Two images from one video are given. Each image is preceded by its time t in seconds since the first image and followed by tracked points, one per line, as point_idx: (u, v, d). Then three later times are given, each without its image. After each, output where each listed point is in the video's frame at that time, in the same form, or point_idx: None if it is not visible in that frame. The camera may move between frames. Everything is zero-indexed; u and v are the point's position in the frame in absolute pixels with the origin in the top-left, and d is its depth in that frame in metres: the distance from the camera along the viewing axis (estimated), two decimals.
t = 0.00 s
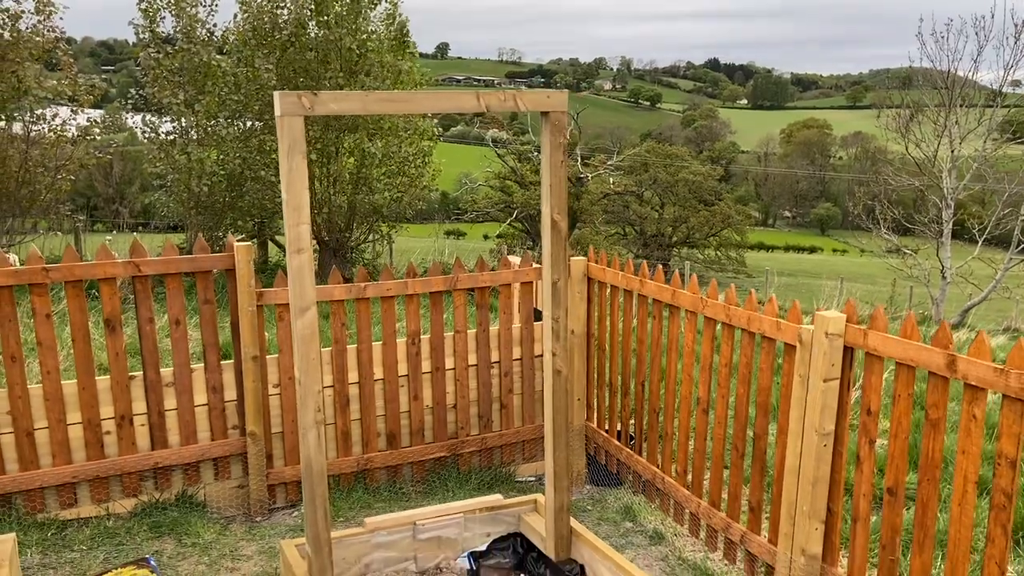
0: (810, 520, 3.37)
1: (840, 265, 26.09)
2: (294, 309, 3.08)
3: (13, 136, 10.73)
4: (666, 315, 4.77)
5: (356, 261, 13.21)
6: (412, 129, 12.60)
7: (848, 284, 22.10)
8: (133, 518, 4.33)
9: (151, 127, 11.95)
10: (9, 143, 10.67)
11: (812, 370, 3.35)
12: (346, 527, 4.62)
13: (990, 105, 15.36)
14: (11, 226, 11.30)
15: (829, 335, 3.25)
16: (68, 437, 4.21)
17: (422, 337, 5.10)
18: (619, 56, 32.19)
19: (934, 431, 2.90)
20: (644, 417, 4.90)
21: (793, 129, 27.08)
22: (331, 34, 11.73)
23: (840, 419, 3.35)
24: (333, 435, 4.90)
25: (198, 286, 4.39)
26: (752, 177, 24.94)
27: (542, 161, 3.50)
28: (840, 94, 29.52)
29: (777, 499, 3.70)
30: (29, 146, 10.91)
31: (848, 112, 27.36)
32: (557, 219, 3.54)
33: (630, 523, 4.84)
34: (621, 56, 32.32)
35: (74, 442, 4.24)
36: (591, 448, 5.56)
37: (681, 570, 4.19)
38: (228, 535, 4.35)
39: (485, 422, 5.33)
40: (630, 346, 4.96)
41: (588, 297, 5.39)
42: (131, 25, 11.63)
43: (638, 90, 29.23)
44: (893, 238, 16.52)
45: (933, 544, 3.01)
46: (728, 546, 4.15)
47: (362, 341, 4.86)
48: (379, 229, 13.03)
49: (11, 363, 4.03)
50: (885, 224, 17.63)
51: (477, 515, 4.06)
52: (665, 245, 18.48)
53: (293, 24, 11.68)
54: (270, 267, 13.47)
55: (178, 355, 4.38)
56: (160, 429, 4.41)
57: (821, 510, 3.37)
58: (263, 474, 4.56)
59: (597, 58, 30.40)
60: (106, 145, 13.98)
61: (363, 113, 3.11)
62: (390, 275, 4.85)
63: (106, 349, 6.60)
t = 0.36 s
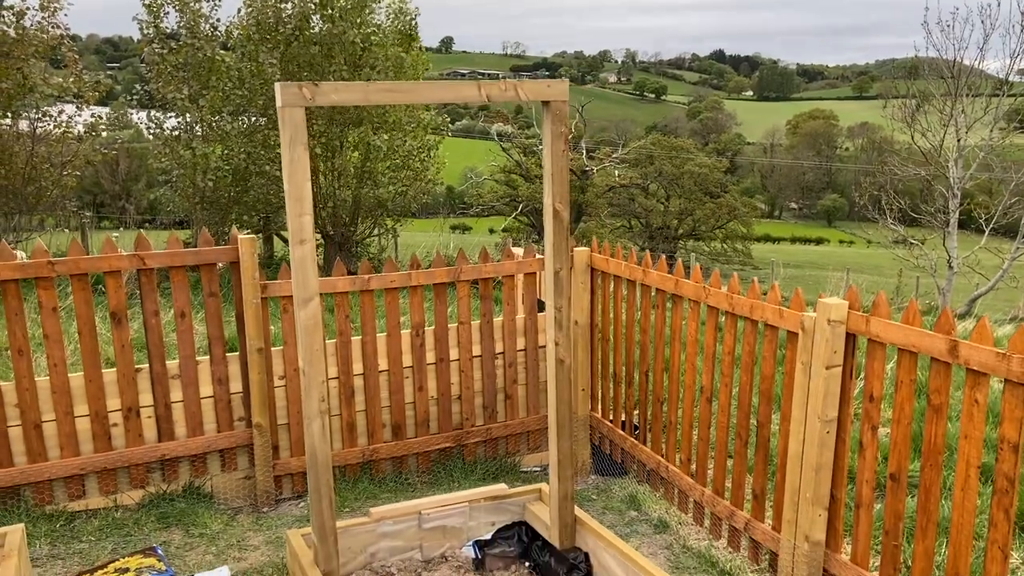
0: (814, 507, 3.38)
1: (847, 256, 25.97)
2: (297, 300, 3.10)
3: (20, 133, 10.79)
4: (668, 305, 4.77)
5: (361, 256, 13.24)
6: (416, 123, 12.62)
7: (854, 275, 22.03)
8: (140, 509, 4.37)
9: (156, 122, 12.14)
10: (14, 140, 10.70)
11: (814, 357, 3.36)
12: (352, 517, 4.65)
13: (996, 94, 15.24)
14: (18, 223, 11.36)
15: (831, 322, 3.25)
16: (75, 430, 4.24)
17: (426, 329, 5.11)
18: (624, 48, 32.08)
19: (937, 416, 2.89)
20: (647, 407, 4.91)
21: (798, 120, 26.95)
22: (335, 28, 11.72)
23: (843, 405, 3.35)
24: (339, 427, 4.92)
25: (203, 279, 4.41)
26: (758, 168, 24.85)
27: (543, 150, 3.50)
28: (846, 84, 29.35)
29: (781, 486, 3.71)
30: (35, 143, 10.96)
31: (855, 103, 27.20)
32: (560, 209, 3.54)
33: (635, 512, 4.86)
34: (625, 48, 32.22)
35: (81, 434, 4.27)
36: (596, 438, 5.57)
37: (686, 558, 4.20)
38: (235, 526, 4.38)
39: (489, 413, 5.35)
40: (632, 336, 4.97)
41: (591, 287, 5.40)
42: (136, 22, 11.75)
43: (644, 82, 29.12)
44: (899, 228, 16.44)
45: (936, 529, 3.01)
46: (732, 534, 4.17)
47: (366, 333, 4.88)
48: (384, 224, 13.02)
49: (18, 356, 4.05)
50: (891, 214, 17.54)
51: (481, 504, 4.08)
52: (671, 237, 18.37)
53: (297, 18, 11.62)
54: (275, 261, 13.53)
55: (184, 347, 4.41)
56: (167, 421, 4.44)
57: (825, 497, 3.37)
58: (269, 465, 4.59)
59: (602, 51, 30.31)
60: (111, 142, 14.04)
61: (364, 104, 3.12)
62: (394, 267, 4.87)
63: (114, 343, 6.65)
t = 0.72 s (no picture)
0: (817, 497, 3.40)
1: (850, 247, 25.92)
2: (302, 295, 3.12)
3: (24, 131, 10.75)
4: (671, 298, 4.78)
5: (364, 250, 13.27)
6: (419, 117, 12.62)
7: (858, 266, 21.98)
8: (148, 504, 4.40)
9: (159, 119, 12.19)
10: (20, 138, 10.67)
11: (816, 348, 3.37)
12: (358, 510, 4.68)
13: (1000, 84, 15.16)
14: (23, 221, 11.40)
15: (832, 313, 3.26)
16: (82, 426, 4.27)
17: (430, 323, 5.13)
18: (627, 40, 31.96)
19: (938, 406, 2.90)
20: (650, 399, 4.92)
21: (802, 111, 26.85)
22: (339, 23, 11.65)
23: (845, 396, 3.36)
24: (344, 421, 4.95)
25: (207, 276, 4.43)
26: (762, 160, 24.77)
27: (544, 144, 3.51)
28: (849, 74, 29.21)
29: (784, 477, 3.73)
30: (39, 141, 10.94)
31: (859, 93, 27.07)
32: (562, 203, 3.55)
33: (639, 503, 4.89)
34: (628, 41, 32.09)
35: (88, 430, 4.30)
36: (600, 430, 5.60)
37: (691, 549, 4.23)
38: (242, 520, 4.40)
39: (493, 406, 5.37)
40: (635, 330, 4.98)
41: (594, 281, 5.41)
42: (138, 18, 11.76)
43: (646, 75, 29.05)
44: (903, 219, 16.38)
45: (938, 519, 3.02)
46: (735, 525, 4.20)
47: (371, 328, 4.90)
48: (387, 218, 13.04)
49: (25, 354, 4.08)
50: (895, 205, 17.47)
51: (487, 497, 4.10)
52: (674, 230, 18.41)
53: (300, 13, 11.56)
54: (278, 257, 13.53)
55: (189, 343, 4.43)
56: (173, 416, 4.47)
57: (827, 487, 3.39)
58: (275, 460, 4.62)
59: (604, 43, 30.20)
60: (115, 139, 14.06)
61: (365, 100, 3.13)
62: (397, 262, 4.89)
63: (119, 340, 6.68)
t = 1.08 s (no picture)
0: (818, 483, 3.41)
1: (855, 237, 25.87)
2: (303, 286, 3.14)
3: (28, 126, 10.83)
4: (673, 288, 4.79)
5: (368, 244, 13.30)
6: (422, 111, 12.59)
7: (862, 256, 21.92)
8: (153, 495, 4.43)
9: (161, 114, 12.27)
10: (23, 135, 10.75)
11: (816, 336, 3.37)
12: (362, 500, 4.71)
13: (1004, 72, 15.07)
14: (28, 216, 11.46)
15: (833, 300, 3.26)
16: (88, 418, 4.30)
17: (432, 314, 5.14)
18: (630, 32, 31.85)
19: (938, 391, 2.91)
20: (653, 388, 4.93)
21: (806, 102, 26.75)
22: (342, 15, 11.63)
23: (846, 383, 3.38)
24: (347, 412, 4.98)
25: (210, 268, 4.46)
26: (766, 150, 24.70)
27: (545, 133, 3.51)
28: (853, 64, 29.06)
29: (785, 464, 3.74)
30: (42, 137, 11.02)
31: (863, 83, 26.92)
32: (562, 192, 3.56)
33: (642, 492, 4.92)
34: (631, 32, 31.99)
35: (94, 422, 4.32)
36: (603, 420, 5.61)
37: (693, 537, 4.25)
38: (247, 510, 4.42)
39: (497, 396, 5.39)
40: (637, 319, 4.99)
41: (596, 271, 5.42)
42: (140, 13, 11.83)
43: (650, 66, 28.94)
44: (907, 208, 16.31)
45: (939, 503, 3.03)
46: (738, 513, 4.22)
47: (373, 319, 4.92)
48: (390, 212, 13.08)
49: (30, 346, 4.10)
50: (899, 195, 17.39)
51: (490, 486, 4.13)
52: (679, 222, 18.32)
53: (302, 6, 11.55)
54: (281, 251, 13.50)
55: (193, 335, 4.46)
56: (178, 408, 4.49)
57: (828, 474, 3.40)
58: (280, 451, 4.64)
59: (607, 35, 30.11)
60: (118, 134, 14.09)
61: (364, 90, 3.13)
62: (399, 254, 4.90)
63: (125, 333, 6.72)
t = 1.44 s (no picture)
0: (816, 477, 3.42)
1: (862, 232, 25.78)
2: (303, 282, 3.15)
3: (34, 125, 10.89)
4: (674, 283, 4.79)
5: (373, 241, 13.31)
6: (426, 108, 12.57)
7: (869, 250, 21.84)
8: (158, 491, 4.46)
9: (167, 111, 12.32)
10: (30, 133, 10.81)
11: (814, 330, 3.38)
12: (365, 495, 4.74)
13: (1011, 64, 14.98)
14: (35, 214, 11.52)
15: (831, 294, 3.27)
16: (92, 414, 4.33)
17: (434, 310, 5.16)
18: (636, 27, 31.75)
19: (935, 384, 2.91)
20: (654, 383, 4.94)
21: (813, 96, 26.62)
22: (346, 12, 11.65)
23: (844, 377, 3.38)
24: (350, 407, 5.01)
25: (212, 265, 4.48)
26: (773, 146, 24.57)
27: (543, 129, 3.53)
28: (861, 58, 28.90)
29: (784, 458, 3.75)
30: (48, 135, 11.08)
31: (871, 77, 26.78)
32: (561, 188, 3.57)
33: (644, 486, 4.94)
34: (637, 27, 31.89)
35: (98, 418, 4.36)
36: (604, 415, 5.63)
37: (693, 530, 4.27)
38: (251, 505, 4.46)
39: (499, 392, 5.41)
40: (638, 314, 5.00)
41: (597, 266, 5.43)
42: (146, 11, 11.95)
43: (656, 61, 28.84)
44: (914, 202, 16.23)
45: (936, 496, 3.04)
46: (738, 507, 4.23)
47: (375, 315, 4.94)
48: (395, 208, 13.07)
49: (34, 343, 4.13)
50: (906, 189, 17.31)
51: (491, 480, 4.15)
52: (685, 217, 18.37)
53: (307, 4, 11.58)
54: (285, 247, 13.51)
55: (196, 331, 4.49)
56: (181, 404, 4.53)
57: (827, 467, 3.41)
58: (283, 446, 4.67)
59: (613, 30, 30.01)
60: (125, 133, 14.13)
61: (363, 87, 3.15)
62: (401, 250, 4.92)
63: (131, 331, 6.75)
